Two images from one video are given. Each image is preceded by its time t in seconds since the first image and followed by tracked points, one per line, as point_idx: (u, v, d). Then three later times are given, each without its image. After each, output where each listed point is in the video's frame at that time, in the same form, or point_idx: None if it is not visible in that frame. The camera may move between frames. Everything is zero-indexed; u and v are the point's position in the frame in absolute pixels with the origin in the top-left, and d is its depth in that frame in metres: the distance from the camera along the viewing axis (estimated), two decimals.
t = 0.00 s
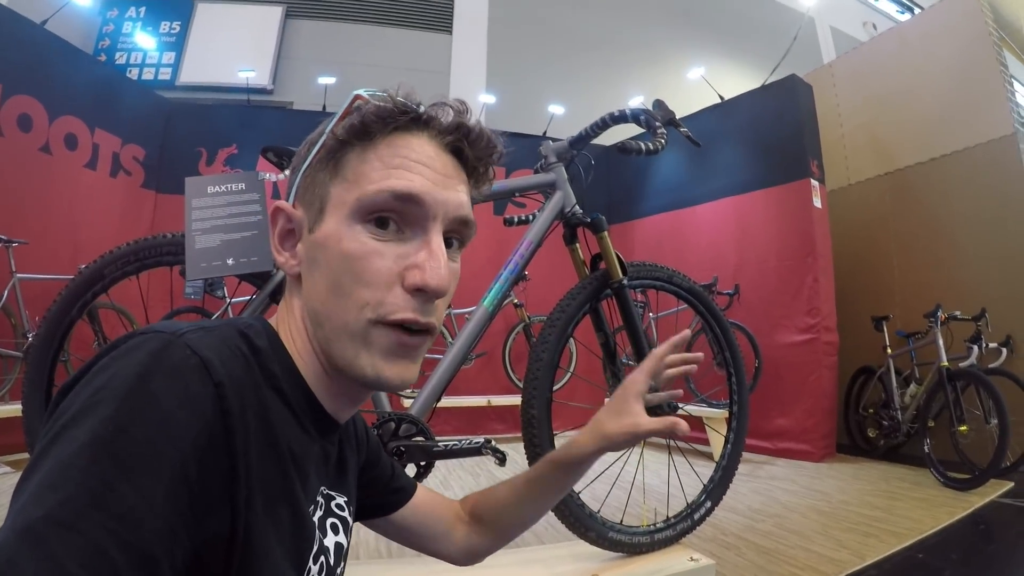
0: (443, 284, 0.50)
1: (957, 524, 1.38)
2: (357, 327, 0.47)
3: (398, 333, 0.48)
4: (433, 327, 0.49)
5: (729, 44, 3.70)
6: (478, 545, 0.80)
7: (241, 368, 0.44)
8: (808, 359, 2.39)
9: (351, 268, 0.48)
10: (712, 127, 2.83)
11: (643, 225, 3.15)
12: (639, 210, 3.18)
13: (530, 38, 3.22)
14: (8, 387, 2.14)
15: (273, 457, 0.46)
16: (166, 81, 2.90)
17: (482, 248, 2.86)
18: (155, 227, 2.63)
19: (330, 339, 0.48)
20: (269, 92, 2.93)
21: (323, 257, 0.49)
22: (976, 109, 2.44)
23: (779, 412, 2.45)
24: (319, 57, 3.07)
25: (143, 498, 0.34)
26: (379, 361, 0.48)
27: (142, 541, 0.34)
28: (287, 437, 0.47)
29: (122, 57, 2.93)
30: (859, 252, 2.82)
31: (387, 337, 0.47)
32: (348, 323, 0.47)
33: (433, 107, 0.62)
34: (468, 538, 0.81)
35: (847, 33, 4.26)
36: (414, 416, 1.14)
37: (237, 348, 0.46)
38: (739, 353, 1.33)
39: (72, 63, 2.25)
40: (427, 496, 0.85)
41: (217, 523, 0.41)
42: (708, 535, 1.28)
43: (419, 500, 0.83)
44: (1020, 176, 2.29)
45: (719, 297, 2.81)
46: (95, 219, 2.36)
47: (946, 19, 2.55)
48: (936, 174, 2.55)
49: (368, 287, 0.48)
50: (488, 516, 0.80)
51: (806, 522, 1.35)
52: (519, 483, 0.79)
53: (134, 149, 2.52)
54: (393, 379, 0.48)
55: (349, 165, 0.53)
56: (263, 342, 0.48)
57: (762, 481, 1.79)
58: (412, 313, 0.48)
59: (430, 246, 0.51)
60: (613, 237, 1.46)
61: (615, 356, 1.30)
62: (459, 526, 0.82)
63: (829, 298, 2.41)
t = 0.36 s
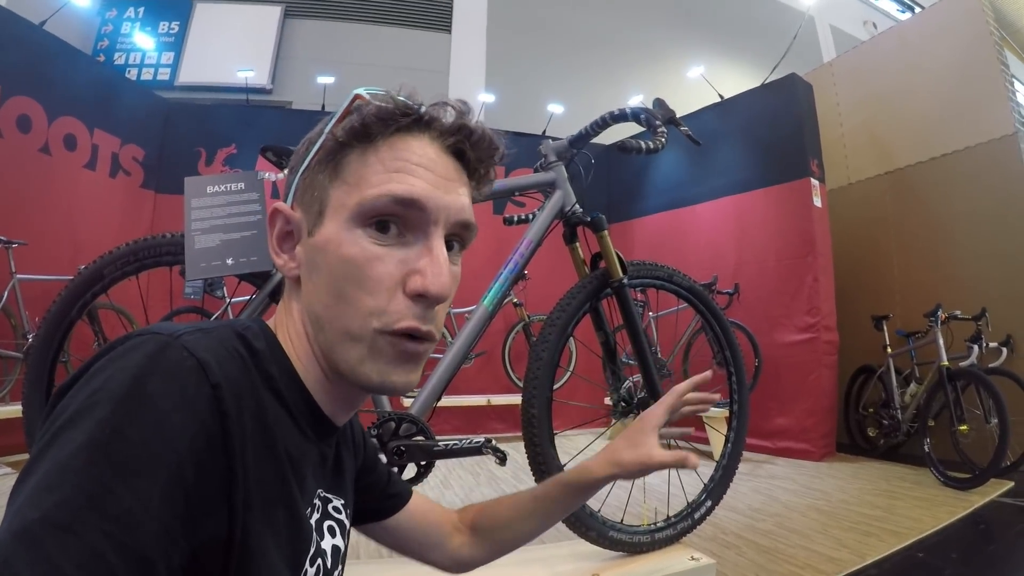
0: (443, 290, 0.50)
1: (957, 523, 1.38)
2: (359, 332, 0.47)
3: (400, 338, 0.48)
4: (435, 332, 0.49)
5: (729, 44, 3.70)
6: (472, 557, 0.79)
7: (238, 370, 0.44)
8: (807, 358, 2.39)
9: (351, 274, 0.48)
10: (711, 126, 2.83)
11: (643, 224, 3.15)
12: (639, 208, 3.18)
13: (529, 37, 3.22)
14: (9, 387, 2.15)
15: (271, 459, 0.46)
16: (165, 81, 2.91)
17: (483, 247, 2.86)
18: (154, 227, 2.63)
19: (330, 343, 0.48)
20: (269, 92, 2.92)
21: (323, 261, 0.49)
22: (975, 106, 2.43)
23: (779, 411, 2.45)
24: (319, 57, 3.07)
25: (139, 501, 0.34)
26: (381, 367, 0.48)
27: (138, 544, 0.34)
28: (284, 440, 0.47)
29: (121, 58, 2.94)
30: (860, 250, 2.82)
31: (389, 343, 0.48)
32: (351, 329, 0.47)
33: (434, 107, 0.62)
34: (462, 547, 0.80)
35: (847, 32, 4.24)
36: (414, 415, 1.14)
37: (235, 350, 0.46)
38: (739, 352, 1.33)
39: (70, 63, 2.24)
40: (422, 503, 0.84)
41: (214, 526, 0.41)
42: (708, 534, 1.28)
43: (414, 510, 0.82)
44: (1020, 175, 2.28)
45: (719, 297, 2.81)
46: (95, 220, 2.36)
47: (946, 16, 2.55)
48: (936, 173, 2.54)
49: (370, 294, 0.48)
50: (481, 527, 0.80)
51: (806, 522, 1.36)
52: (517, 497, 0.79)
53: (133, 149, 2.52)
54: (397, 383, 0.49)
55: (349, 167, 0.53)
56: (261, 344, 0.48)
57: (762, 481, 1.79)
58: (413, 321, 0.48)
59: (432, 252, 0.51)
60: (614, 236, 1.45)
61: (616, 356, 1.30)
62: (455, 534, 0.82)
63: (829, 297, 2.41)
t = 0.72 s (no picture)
0: (438, 293, 0.50)
1: (960, 524, 1.37)
2: (351, 335, 0.47)
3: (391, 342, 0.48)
4: (427, 335, 0.50)
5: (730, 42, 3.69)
6: (463, 559, 0.80)
7: (232, 369, 0.45)
8: (809, 357, 2.38)
9: (345, 277, 0.48)
10: (712, 125, 2.82)
11: (644, 223, 3.14)
12: (640, 207, 3.17)
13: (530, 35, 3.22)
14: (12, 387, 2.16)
15: (265, 458, 0.46)
16: (166, 81, 2.92)
17: (484, 247, 2.86)
18: (156, 227, 2.64)
19: (324, 346, 0.49)
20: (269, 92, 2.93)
21: (316, 262, 0.49)
22: (975, 104, 2.43)
23: (780, 410, 2.45)
24: (319, 56, 3.07)
25: (135, 498, 0.35)
26: (373, 370, 0.48)
27: (134, 542, 0.34)
28: (278, 439, 0.47)
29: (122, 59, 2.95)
30: (862, 248, 2.81)
31: (381, 347, 0.48)
32: (342, 332, 0.47)
33: (429, 109, 0.62)
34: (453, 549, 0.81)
35: (848, 30, 4.22)
36: (413, 415, 1.14)
37: (230, 349, 0.46)
38: (740, 351, 1.32)
39: (69, 63, 2.24)
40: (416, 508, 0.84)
41: (209, 524, 0.41)
42: (708, 534, 1.28)
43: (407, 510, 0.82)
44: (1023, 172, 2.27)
45: (721, 295, 2.80)
46: (97, 220, 2.37)
47: (948, 11, 2.53)
48: (939, 170, 2.53)
49: (362, 297, 0.48)
50: (476, 533, 0.80)
51: (807, 522, 1.35)
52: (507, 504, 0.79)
53: (135, 149, 2.53)
54: (386, 388, 0.49)
55: (343, 168, 0.53)
56: (254, 343, 0.49)
57: (763, 481, 1.78)
58: (405, 323, 0.48)
59: (425, 255, 0.51)
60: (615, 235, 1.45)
61: (616, 356, 1.30)
62: (446, 536, 0.82)
63: (831, 295, 2.40)
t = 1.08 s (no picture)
0: (434, 289, 0.50)
1: (967, 527, 1.36)
2: (348, 335, 0.48)
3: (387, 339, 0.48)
4: (424, 332, 0.50)
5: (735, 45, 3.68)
6: (461, 564, 0.79)
7: (230, 366, 0.45)
8: (815, 359, 2.37)
9: (341, 276, 0.48)
10: (717, 126, 2.82)
11: (649, 226, 3.14)
12: (645, 209, 3.17)
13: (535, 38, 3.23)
14: (18, 388, 2.16)
15: (265, 454, 0.46)
16: (173, 84, 2.92)
17: (489, 249, 2.86)
18: (163, 229, 2.64)
19: (319, 346, 0.49)
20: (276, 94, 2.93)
21: (312, 261, 0.49)
22: (979, 104, 2.43)
23: (786, 413, 2.44)
24: (325, 58, 3.07)
25: (133, 493, 0.35)
26: (367, 370, 0.48)
27: (133, 537, 0.34)
28: (278, 435, 0.47)
29: (129, 62, 2.96)
30: (869, 250, 2.80)
31: (378, 347, 0.48)
32: (336, 331, 0.48)
33: (421, 107, 0.62)
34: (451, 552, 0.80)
35: (853, 30, 4.19)
36: (417, 417, 1.14)
37: (229, 346, 0.46)
38: (745, 353, 1.32)
39: (76, 65, 2.25)
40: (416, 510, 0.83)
41: (208, 519, 0.41)
42: (714, 538, 1.27)
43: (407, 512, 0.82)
44: None
45: (726, 297, 2.80)
46: (105, 222, 2.39)
47: (952, 10, 2.52)
48: (945, 171, 2.52)
49: (358, 295, 0.48)
50: (477, 534, 0.79)
51: (813, 525, 1.35)
52: (511, 508, 0.79)
53: (142, 151, 2.53)
54: (381, 388, 0.49)
55: (337, 167, 0.53)
56: (252, 341, 0.49)
57: (769, 483, 1.78)
58: (401, 318, 0.48)
59: (421, 251, 0.51)
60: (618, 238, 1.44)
61: (621, 358, 1.29)
62: (441, 540, 0.81)
63: (837, 297, 2.39)
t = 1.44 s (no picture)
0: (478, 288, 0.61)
1: (971, 531, 1.35)
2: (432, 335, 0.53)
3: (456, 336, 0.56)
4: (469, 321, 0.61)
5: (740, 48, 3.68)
6: (458, 556, 0.78)
7: (231, 364, 0.44)
8: (820, 362, 2.37)
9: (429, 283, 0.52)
10: (722, 129, 2.83)
11: (653, 229, 3.15)
12: (650, 212, 3.17)
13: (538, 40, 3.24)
14: (23, 386, 2.17)
15: (265, 453, 0.46)
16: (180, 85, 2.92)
17: (493, 250, 2.86)
18: (168, 231, 2.64)
19: (397, 346, 0.52)
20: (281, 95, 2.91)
21: (405, 273, 0.51)
22: (984, 107, 2.43)
23: (791, 417, 2.43)
24: (330, 60, 3.09)
25: (135, 493, 0.35)
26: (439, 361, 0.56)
27: (132, 536, 0.34)
28: (278, 434, 0.47)
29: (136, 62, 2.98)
30: (874, 253, 2.80)
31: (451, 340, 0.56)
32: (426, 332, 0.53)
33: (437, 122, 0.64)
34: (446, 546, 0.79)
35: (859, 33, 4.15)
36: (420, 418, 1.14)
37: (229, 345, 0.45)
38: (749, 356, 1.32)
39: (84, 66, 2.27)
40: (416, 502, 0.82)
41: (208, 519, 0.41)
42: (717, 541, 1.27)
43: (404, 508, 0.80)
44: None
45: (730, 300, 2.79)
46: (111, 222, 2.40)
47: (957, 14, 2.53)
48: (950, 174, 2.52)
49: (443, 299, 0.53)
50: (474, 526, 0.79)
51: (817, 528, 1.34)
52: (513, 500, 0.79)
53: (149, 151, 2.54)
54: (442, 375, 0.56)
55: (419, 181, 0.54)
56: (253, 339, 0.48)
57: (773, 487, 1.77)
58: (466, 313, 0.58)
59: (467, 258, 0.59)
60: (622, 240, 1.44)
61: (625, 361, 1.28)
62: (438, 533, 0.80)
63: (842, 300, 2.39)
